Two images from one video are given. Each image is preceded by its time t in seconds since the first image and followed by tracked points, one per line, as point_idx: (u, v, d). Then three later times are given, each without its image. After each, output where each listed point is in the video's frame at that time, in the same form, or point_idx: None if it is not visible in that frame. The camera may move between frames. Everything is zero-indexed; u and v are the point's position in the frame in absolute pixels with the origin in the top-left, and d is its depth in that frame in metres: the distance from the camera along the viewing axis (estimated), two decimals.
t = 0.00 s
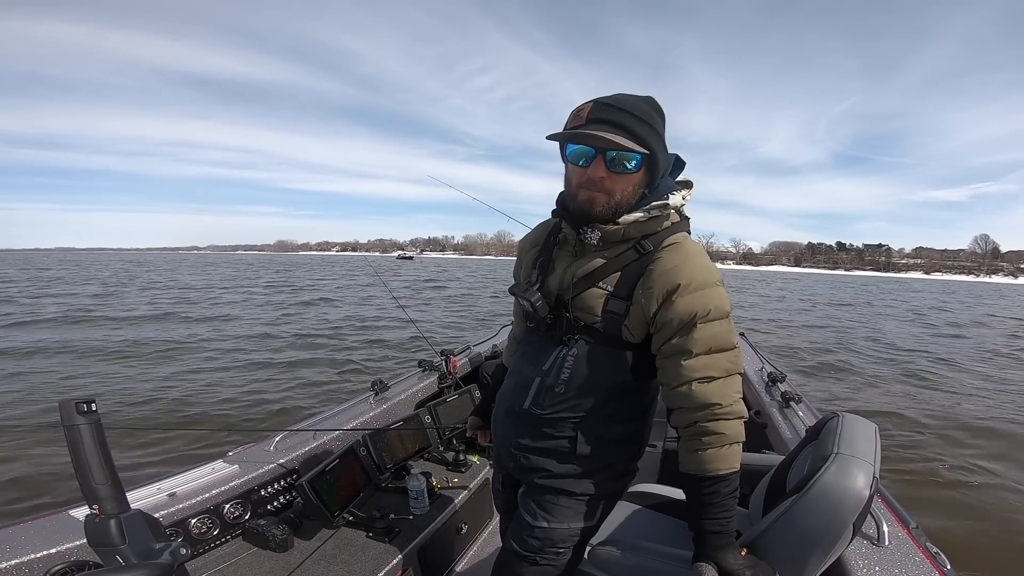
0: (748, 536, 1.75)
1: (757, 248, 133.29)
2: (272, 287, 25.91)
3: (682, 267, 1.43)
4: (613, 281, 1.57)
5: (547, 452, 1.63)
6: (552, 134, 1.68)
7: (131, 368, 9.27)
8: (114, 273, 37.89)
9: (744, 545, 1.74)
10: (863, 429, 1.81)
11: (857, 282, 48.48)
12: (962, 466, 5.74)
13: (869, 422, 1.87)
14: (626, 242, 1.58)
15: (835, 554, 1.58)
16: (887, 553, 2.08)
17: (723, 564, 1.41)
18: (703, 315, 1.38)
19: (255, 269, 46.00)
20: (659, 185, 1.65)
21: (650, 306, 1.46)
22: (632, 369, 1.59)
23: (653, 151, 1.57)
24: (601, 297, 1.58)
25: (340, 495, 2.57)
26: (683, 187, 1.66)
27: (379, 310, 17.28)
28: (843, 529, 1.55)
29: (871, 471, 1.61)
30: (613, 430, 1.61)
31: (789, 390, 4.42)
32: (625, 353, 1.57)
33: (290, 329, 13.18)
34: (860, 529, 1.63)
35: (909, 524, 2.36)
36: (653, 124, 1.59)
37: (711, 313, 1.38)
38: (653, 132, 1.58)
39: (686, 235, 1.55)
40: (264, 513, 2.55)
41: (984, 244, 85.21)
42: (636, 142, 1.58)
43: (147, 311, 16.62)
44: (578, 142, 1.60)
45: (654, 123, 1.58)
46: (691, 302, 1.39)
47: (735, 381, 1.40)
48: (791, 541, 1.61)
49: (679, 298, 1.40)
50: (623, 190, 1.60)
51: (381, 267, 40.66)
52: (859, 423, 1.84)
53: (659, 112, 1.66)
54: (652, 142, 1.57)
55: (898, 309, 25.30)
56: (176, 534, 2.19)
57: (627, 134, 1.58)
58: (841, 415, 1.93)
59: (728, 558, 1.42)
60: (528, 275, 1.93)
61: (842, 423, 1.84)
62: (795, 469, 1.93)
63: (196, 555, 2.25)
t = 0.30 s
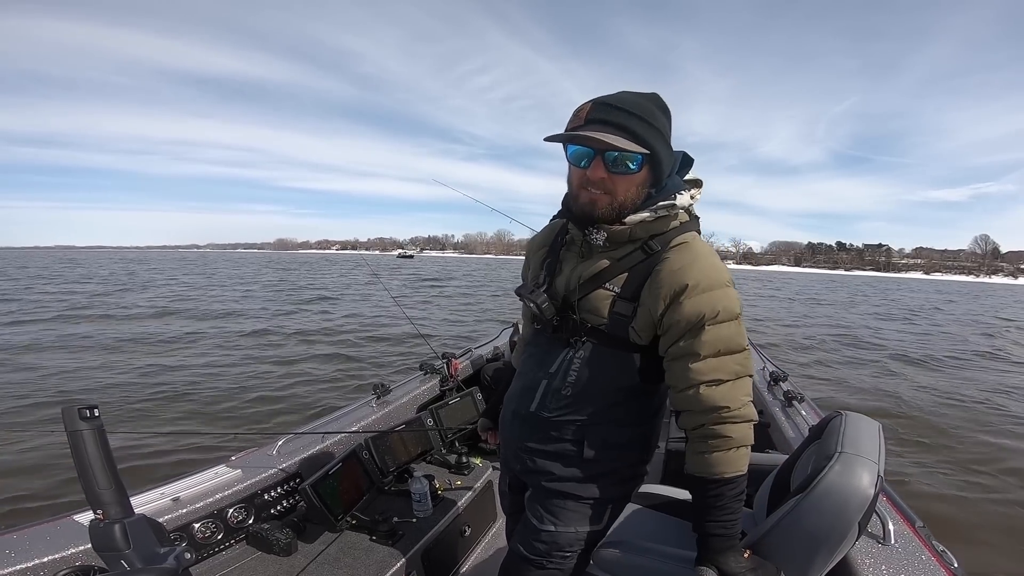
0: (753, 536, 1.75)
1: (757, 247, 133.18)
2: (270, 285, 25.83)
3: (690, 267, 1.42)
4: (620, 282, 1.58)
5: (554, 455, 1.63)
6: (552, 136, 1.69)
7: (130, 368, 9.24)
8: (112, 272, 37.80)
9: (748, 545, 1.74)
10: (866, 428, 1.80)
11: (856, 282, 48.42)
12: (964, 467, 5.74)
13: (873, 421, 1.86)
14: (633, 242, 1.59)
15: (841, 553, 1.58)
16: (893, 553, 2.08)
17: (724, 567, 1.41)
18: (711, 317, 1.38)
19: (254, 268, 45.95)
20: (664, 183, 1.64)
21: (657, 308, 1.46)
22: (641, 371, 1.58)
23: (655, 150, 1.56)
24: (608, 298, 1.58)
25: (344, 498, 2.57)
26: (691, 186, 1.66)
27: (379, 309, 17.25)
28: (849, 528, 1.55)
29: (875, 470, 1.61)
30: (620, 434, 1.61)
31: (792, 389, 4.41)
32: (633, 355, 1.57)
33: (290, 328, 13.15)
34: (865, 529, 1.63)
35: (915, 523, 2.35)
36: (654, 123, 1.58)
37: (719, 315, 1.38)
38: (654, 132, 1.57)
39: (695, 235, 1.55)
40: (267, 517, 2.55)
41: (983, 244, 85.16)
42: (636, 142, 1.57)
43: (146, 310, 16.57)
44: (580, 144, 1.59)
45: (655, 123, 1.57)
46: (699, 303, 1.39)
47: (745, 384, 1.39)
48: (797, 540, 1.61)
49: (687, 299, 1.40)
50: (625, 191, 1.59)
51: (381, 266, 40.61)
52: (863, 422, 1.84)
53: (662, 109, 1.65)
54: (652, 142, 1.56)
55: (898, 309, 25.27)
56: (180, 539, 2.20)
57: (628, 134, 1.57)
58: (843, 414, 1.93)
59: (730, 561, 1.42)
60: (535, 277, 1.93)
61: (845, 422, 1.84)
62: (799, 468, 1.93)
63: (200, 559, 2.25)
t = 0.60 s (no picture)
0: (751, 535, 1.75)
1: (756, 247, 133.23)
2: (269, 284, 25.79)
3: (694, 266, 1.43)
4: (624, 280, 1.58)
5: (557, 454, 1.63)
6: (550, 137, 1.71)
7: (129, 366, 9.23)
8: (110, 270, 37.74)
9: (746, 545, 1.74)
10: (865, 427, 1.81)
11: (856, 283, 48.43)
12: (963, 467, 5.74)
13: (873, 421, 1.86)
14: (637, 241, 1.59)
15: (839, 553, 1.58)
16: (892, 552, 2.08)
17: (723, 567, 1.41)
18: (715, 315, 1.38)
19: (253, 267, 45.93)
20: (666, 182, 1.63)
21: (661, 306, 1.46)
22: (645, 370, 1.58)
23: (650, 146, 1.56)
24: (612, 297, 1.58)
25: (344, 497, 2.57)
26: (696, 186, 1.66)
27: (378, 308, 17.25)
28: (848, 527, 1.55)
29: (875, 469, 1.62)
30: (624, 434, 1.61)
31: (791, 389, 4.41)
32: (637, 353, 1.57)
33: (289, 327, 13.13)
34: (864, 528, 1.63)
35: (914, 523, 2.35)
36: (649, 120, 1.59)
37: (723, 313, 1.38)
38: (649, 128, 1.57)
39: (699, 234, 1.55)
40: (267, 516, 2.55)
41: (983, 245, 85.14)
42: (630, 138, 1.57)
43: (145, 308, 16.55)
44: (574, 143, 1.61)
45: (649, 120, 1.57)
46: (703, 301, 1.39)
47: (749, 383, 1.39)
48: (796, 539, 1.61)
49: (690, 296, 1.40)
50: (621, 187, 1.59)
51: (380, 266, 40.59)
52: (862, 421, 1.84)
53: (659, 107, 1.65)
54: (647, 138, 1.56)
55: (897, 309, 25.26)
56: (181, 537, 2.19)
57: (623, 131, 1.58)
58: (842, 414, 1.94)
59: (729, 560, 1.42)
60: (540, 276, 1.94)
61: (845, 421, 1.84)
62: (798, 468, 1.94)
63: (200, 558, 2.25)
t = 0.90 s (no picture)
0: (746, 535, 1.76)
1: (756, 248, 133.27)
2: (269, 283, 25.79)
3: (688, 261, 1.43)
4: (620, 276, 1.58)
5: (551, 449, 1.63)
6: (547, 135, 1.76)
7: (128, 363, 9.23)
8: (110, 268, 37.73)
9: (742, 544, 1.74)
10: (862, 428, 1.81)
11: (855, 283, 48.46)
12: (960, 468, 5.74)
13: (868, 422, 1.87)
14: (633, 236, 1.60)
15: (833, 553, 1.58)
16: (885, 553, 2.08)
17: (722, 564, 1.41)
18: (709, 308, 1.38)
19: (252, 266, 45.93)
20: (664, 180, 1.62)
21: (655, 300, 1.46)
22: (639, 365, 1.58)
23: (635, 141, 1.57)
24: (608, 291, 1.59)
25: (340, 493, 2.57)
26: (692, 186, 1.65)
27: (377, 307, 17.26)
28: (842, 527, 1.55)
29: (869, 470, 1.62)
30: (618, 430, 1.61)
31: (789, 389, 4.42)
32: (632, 348, 1.57)
33: (289, 325, 13.13)
34: (858, 528, 1.63)
35: (907, 524, 2.36)
36: (640, 116, 1.59)
37: (717, 307, 1.38)
38: (636, 124, 1.58)
39: (693, 231, 1.55)
40: (264, 510, 2.54)
41: (982, 246, 85.18)
42: (617, 134, 1.59)
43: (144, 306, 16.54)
44: (566, 140, 1.66)
45: (640, 117, 1.58)
46: (697, 295, 1.39)
47: (743, 377, 1.40)
48: (790, 538, 1.62)
49: (685, 291, 1.40)
50: (609, 181, 1.61)
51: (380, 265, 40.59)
52: (858, 422, 1.84)
53: (653, 106, 1.64)
54: (633, 133, 1.57)
55: (897, 309, 25.27)
56: (176, 531, 2.19)
57: (610, 127, 1.60)
58: (839, 415, 1.94)
59: (728, 556, 1.41)
60: (538, 272, 1.94)
61: (841, 422, 1.84)
62: (794, 468, 1.94)
63: (195, 552, 2.25)
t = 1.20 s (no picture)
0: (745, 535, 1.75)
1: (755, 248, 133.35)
2: (270, 284, 25.81)
3: (680, 257, 1.43)
4: (613, 272, 1.59)
5: (544, 446, 1.64)
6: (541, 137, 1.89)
7: (128, 363, 9.25)
8: (111, 269, 37.82)
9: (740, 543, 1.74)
10: (859, 429, 1.81)
11: (854, 283, 48.42)
12: (960, 468, 5.73)
13: (866, 422, 1.87)
14: (626, 233, 1.60)
15: (829, 553, 1.59)
16: (880, 553, 2.09)
17: (733, 559, 1.40)
18: (703, 303, 1.38)
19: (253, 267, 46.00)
20: (656, 180, 1.62)
21: (648, 296, 1.46)
22: (631, 361, 1.59)
23: (598, 134, 1.62)
24: (601, 288, 1.59)
25: (338, 490, 2.57)
26: (686, 186, 1.66)
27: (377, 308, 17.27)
28: (837, 528, 1.55)
29: (866, 470, 1.62)
30: (611, 427, 1.62)
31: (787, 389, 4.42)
32: (624, 344, 1.57)
33: (288, 326, 13.15)
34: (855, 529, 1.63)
35: (904, 525, 2.36)
36: (608, 111, 1.63)
37: (710, 303, 1.39)
38: (601, 118, 1.62)
39: (686, 228, 1.55)
40: (261, 507, 2.55)
41: (981, 246, 85.25)
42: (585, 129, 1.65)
43: (145, 307, 16.57)
44: (546, 140, 1.77)
45: (606, 111, 1.62)
46: (690, 291, 1.39)
47: (742, 370, 1.40)
48: (786, 539, 1.62)
49: (677, 287, 1.40)
50: (579, 173, 1.67)
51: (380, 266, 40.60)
52: (856, 423, 1.84)
53: (632, 103, 1.66)
54: (595, 126, 1.62)
55: (897, 309, 25.25)
56: (173, 528, 2.19)
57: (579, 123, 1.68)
58: (837, 415, 1.94)
59: (740, 554, 1.41)
60: (534, 270, 1.95)
61: (839, 423, 1.85)
62: (791, 468, 1.94)
63: (192, 548, 2.25)
